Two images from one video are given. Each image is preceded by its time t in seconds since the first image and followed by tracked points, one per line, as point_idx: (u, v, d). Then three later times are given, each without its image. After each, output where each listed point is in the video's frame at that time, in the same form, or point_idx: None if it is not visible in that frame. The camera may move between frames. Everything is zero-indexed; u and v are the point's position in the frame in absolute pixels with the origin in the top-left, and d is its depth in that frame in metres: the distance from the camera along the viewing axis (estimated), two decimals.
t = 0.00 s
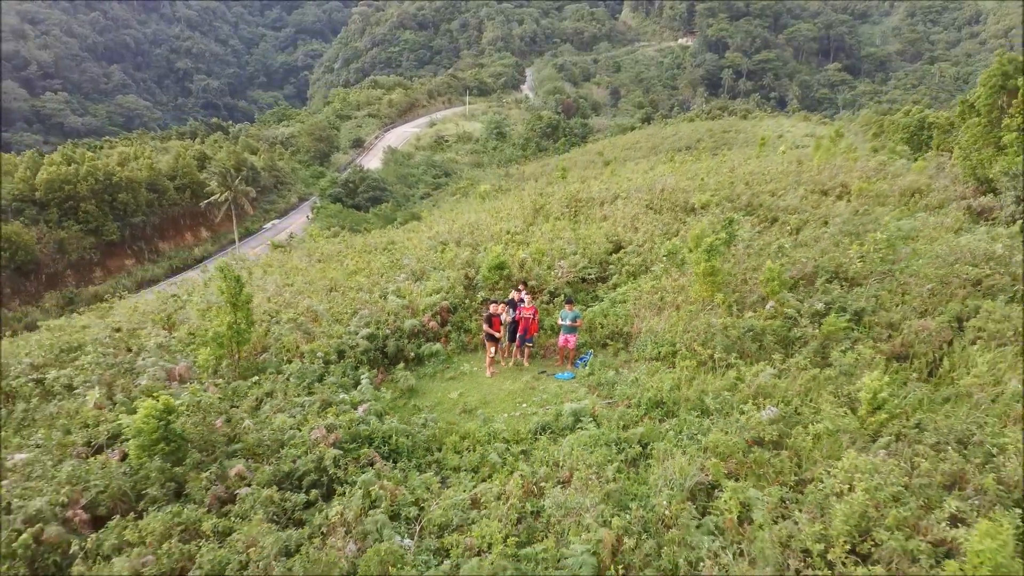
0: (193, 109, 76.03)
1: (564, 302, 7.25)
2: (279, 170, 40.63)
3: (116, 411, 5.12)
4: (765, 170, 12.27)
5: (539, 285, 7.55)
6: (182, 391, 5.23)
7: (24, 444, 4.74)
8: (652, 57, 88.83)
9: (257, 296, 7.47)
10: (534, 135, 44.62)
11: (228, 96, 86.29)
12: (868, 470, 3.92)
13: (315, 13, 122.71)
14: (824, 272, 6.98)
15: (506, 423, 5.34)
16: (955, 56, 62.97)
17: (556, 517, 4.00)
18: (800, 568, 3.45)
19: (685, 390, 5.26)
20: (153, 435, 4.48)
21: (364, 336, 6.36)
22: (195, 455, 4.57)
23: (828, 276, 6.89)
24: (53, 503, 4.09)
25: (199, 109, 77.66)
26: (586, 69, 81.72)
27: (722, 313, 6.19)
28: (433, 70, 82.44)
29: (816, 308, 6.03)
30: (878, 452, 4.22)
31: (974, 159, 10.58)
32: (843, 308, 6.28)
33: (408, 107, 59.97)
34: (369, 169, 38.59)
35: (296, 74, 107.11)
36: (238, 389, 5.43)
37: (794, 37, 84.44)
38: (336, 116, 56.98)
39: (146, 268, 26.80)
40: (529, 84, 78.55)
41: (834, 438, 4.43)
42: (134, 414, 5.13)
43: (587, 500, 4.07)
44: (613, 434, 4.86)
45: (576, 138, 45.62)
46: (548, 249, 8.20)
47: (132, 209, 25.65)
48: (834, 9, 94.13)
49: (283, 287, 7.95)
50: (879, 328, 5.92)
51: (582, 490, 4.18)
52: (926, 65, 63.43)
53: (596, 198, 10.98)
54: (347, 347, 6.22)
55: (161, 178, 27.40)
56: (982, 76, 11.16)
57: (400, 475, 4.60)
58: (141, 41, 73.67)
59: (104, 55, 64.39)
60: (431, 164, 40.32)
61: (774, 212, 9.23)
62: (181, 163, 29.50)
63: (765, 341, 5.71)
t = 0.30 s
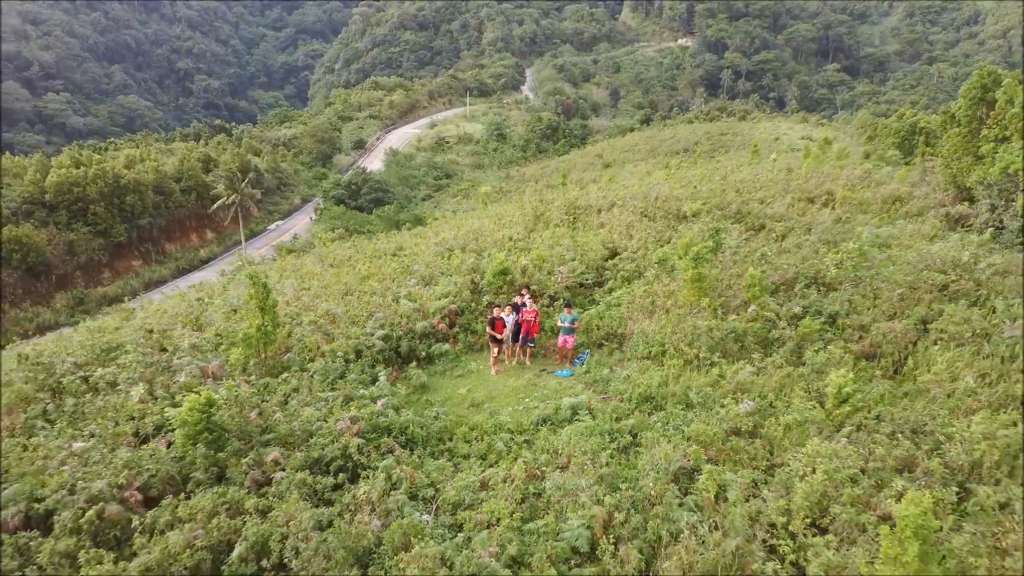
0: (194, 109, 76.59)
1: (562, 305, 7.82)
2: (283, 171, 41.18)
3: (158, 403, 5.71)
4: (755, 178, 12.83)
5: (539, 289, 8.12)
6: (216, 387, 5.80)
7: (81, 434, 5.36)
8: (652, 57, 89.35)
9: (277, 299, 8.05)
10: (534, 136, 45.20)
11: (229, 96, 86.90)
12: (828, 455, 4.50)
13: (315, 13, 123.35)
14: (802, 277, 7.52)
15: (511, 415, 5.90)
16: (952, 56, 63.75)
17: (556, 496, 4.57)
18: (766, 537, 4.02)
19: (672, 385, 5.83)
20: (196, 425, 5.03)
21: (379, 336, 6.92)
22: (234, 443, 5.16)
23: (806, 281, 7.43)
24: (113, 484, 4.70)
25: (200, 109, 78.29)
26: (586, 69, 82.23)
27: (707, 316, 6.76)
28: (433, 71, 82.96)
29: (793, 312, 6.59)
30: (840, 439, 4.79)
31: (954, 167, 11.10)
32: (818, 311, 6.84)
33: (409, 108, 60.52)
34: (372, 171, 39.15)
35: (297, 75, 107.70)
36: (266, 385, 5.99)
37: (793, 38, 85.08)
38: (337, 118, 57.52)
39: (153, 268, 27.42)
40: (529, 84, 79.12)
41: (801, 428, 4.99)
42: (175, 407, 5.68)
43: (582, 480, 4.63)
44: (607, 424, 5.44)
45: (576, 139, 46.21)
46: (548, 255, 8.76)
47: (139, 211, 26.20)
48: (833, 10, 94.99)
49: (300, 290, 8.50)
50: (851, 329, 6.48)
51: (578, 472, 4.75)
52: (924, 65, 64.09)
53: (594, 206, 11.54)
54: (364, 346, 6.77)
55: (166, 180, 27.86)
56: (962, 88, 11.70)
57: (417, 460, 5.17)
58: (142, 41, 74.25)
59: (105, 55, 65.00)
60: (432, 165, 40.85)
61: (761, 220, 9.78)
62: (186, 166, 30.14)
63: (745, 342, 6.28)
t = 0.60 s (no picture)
0: (195, 109, 77.39)
1: (562, 307, 8.39)
2: (287, 173, 41.78)
3: (194, 397, 6.31)
4: (746, 184, 13.40)
5: (540, 292, 8.70)
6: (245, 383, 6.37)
7: (126, 424, 5.97)
8: (651, 58, 89.93)
9: (297, 301, 8.63)
10: (535, 138, 45.84)
11: (230, 96, 87.57)
12: (798, 442, 5.08)
13: (316, 14, 124.14)
14: (785, 282, 8.08)
15: (515, 408, 6.46)
16: (951, 57, 64.30)
17: (556, 478, 5.14)
18: (739, 513, 4.59)
19: (661, 380, 6.41)
20: (233, 416, 5.61)
21: (393, 335, 7.51)
22: (267, 433, 5.75)
23: (788, 285, 7.99)
24: (160, 469, 5.30)
25: (201, 109, 78.96)
26: (586, 69, 82.85)
27: (695, 317, 7.33)
28: (433, 71, 83.61)
29: (774, 314, 7.16)
30: (809, 428, 5.37)
31: (935, 175, 11.63)
32: (798, 313, 7.41)
33: (410, 109, 61.12)
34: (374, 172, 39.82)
35: (298, 75, 108.45)
36: (291, 381, 6.56)
37: (792, 39, 85.81)
38: (340, 119, 58.15)
39: (161, 270, 28.02)
40: (529, 85, 79.76)
41: (775, 419, 5.56)
42: (210, 401, 6.27)
43: (579, 465, 5.20)
44: (602, 415, 6.02)
45: (575, 140, 46.84)
46: (549, 260, 9.33)
47: (147, 213, 27.30)
48: (833, 11, 95.60)
49: (316, 293, 9.08)
50: (827, 330, 7.06)
51: (575, 457, 5.33)
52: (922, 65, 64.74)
53: (592, 212, 12.10)
54: (379, 346, 7.34)
55: (172, 183, 28.65)
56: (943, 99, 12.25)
57: (431, 448, 5.74)
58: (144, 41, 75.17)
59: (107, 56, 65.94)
60: (434, 166, 41.43)
61: (750, 226, 10.37)
62: (192, 168, 30.73)
63: (729, 341, 6.85)
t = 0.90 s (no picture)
0: (196, 109, 78.20)
1: (560, 309, 8.97)
2: (290, 174, 42.30)
3: (226, 391, 6.93)
4: (738, 191, 13.92)
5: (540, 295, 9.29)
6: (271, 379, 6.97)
7: (165, 414, 6.59)
8: (651, 58, 90.46)
9: (312, 302, 9.23)
10: (535, 139, 46.46)
11: (231, 96, 88.14)
12: (773, 431, 5.68)
13: (317, 15, 124.86)
14: (768, 285, 8.67)
15: (518, 402, 7.04)
16: (950, 58, 64.74)
17: (556, 464, 5.71)
18: (717, 492, 5.17)
19: (652, 377, 6.99)
20: (263, 408, 6.22)
21: (404, 335, 8.09)
22: (296, 424, 6.34)
23: (771, 289, 8.58)
24: (200, 455, 5.89)
25: (202, 109, 79.58)
26: (586, 70, 83.37)
27: (683, 318, 7.93)
28: (434, 72, 84.22)
29: (756, 315, 7.75)
30: (784, 419, 5.96)
31: (918, 181, 12.17)
32: (780, 314, 7.99)
33: (411, 111, 61.69)
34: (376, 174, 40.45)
35: (299, 75, 109.11)
36: (311, 376, 7.14)
37: (791, 39, 86.29)
38: (341, 120, 58.73)
39: (168, 270, 28.70)
40: (530, 86, 80.30)
41: (753, 410, 6.15)
42: (238, 395, 6.85)
43: (576, 451, 5.81)
44: (597, 407, 6.61)
45: (575, 141, 47.45)
46: (548, 264, 9.91)
47: (153, 214, 28.05)
48: (833, 12, 95.98)
49: (330, 295, 9.66)
50: (805, 329, 7.65)
51: (572, 445, 5.92)
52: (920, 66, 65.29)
53: (590, 217, 12.67)
54: (391, 345, 7.92)
55: (179, 185, 29.35)
56: (925, 110, 12.84)
57: (442, 437, 6.33)
58: (144, 42, 76.13)
59: (108, 56, 66.84)
60: (435, 168, 41.99)
61: (739, 232, 10.93)
62: (198, 171, 31.37)
63: (714, 341, 7.44)
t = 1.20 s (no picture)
0: (198, 109, 78.93)
1: (560, 308, 9.58)
2: (294, 175, 42.86)
3: (251, 383, 7.55)
4: (730, 196, 14.52)
5: (541, 295, 9.89)
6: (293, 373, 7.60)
7: (197, 404, 7.23)
8: (651, 59, 90.98)
9: (327, 302, 9.85)
10: (535, 140, 47.08)
11: (232, 96, 88.78)
12: (752, 417, 6.30)
13: (318, 15, 125.56)
14: (753, 286, 9.27)
15: (520, 393, 7.66)
16: (950, 59, 64.95)
17: (554, 448, 6.34)
18: (698, 471, 5.80)
19: (643, 370, 7.62)
20: (289, 398, 6.87)
21: (415, 333, 8.70)
22: (319, 412, 6.97)
23: (755, 289, 9.18)
24: (232, 440, 6.52)
25: (204, 109, 80.19)
26: (586, 70, 83.94)
27: (673, 316, 8.56)
28: (435, 73, 84.81)
29: (739, 314, 8.39)
30: (760, 407, 6.60)
31: (902, 186, 12.75)
32: (762, 313, 8.60)
33: (413, 112, 62.29)
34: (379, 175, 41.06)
35: (300, 74, 109.76)
36: (331, 370, 7.76)
37: (791, 40, 86.21)
38: (343, 121, 59.32)
39: (176, 270, 29.32)
40: (530, 86, 80.84)
41: (734, 400, 6.78)
42: (264, 387, 7.49)
43: (571, 436, 6.45)
44: (593, 398, 7.24)
45: (575, 142, 48.04)
46: (548, 267, 10.53)
47: (161, 216, 28.67)
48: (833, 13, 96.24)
49: (344, 295, 10.28)
50: (785, 327, 8.26)
51: (569, 432, 6.55)
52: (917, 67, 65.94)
53: (588, 221, 13.28)
54: (402, 341, 8.54)
55: (186, 187, 29.91)
56: (908, 118, 13.46)
57: (451, 424, 6.97)
58: (146, 42, 76.94)
59: (110, 56, 67.69)
60: (436, 169, 42.57)
61: (729, 235, 11.54)
62: (204, 172, 32.00)
63: (700, 337, 8.07)
